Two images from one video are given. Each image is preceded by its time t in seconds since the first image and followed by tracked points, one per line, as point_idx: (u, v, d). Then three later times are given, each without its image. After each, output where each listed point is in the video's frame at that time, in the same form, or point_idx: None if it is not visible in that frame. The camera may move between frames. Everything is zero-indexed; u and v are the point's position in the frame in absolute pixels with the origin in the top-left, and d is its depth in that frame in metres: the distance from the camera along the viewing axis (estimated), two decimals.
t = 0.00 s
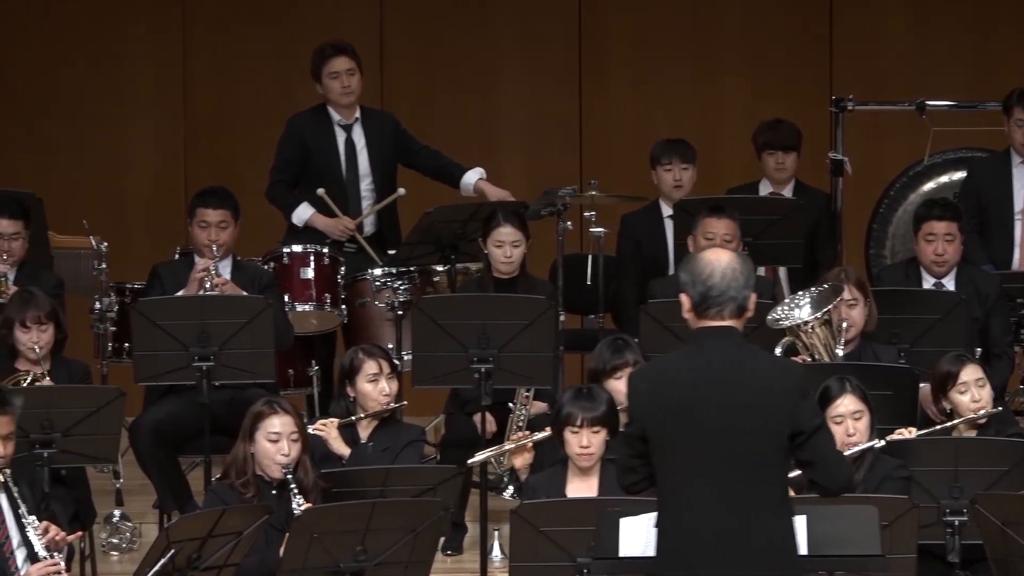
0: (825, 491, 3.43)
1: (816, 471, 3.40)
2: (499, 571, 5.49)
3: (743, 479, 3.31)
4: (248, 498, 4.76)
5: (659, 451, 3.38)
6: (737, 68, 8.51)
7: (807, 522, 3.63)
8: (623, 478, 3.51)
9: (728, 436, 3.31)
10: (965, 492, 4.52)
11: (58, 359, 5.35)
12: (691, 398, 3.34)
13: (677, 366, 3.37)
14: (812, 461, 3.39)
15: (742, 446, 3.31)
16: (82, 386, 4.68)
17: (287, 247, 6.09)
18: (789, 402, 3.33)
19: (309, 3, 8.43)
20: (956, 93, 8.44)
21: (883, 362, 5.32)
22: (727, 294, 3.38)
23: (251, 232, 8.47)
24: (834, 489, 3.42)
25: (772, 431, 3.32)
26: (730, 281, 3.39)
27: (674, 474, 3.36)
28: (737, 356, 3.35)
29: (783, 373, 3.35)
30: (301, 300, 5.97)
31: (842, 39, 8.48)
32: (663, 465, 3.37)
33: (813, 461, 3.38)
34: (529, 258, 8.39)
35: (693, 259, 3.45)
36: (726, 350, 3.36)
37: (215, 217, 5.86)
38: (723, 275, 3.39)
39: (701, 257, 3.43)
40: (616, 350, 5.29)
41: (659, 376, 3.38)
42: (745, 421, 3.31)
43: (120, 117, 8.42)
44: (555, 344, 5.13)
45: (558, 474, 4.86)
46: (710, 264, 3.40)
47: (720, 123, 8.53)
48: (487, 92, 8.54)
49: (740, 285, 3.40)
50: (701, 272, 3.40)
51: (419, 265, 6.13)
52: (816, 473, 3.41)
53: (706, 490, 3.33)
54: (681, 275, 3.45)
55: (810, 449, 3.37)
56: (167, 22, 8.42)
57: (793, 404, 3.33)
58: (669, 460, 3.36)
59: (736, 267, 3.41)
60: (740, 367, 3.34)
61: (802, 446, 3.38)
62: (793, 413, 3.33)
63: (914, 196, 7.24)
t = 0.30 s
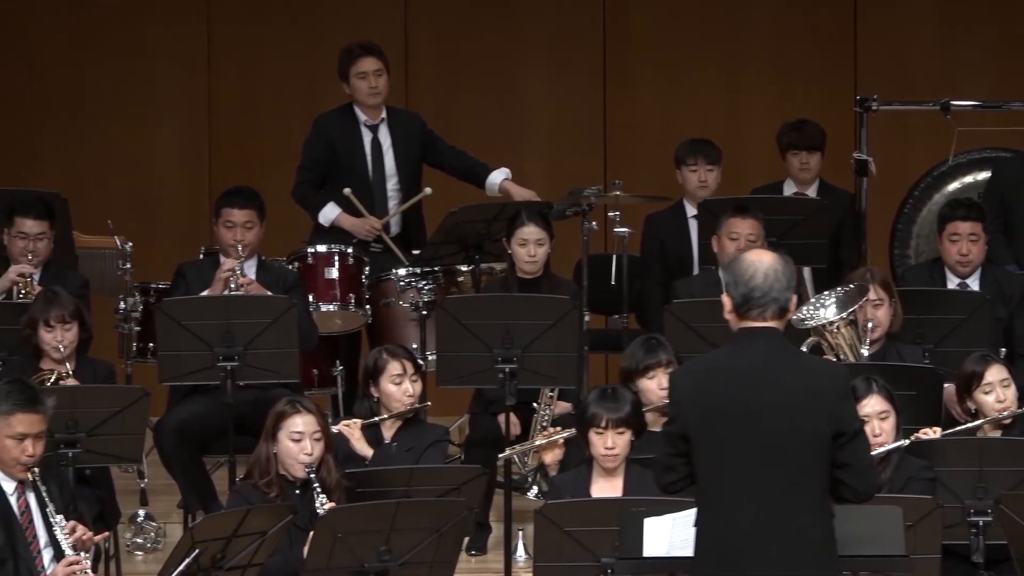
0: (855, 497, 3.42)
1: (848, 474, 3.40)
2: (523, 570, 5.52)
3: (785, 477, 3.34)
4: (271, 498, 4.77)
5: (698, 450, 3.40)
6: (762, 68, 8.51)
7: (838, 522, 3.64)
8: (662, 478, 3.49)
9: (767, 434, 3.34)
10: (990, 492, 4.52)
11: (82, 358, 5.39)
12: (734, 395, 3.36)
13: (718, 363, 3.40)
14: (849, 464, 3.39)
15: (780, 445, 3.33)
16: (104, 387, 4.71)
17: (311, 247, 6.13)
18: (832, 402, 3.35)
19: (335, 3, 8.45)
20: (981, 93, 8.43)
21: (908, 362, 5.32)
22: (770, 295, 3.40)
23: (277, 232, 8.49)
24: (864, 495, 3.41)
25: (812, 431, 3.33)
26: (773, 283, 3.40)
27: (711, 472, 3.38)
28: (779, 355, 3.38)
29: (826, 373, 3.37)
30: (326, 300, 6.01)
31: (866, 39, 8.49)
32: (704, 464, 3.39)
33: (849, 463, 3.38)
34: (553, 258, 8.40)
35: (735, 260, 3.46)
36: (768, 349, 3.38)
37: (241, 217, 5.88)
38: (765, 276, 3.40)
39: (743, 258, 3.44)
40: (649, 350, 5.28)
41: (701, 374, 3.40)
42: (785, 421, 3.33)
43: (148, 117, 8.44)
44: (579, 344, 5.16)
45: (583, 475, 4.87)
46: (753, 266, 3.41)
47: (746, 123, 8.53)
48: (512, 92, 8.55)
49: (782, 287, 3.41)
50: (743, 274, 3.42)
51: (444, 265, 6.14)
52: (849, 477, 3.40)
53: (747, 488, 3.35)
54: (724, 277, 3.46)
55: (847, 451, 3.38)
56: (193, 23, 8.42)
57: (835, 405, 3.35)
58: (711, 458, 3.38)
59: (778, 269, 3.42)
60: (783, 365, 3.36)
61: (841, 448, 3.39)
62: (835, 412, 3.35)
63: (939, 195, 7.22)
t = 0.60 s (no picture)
0: (892, 498, 3.37)
1: (883, 475, 3.36)
2: (543, 570, 5.51)
3: (816, 478, 3.33)
4: (290, 498, 4.78)
5: (729, 450, 3.39)
6: (782, 67, 8.50)
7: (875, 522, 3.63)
8: (690, 477, 3.49)
9: (797, 434, 3.33)
10: (1011, 492, 4.50)
11: (103, 357, 5.41)
12: (765, 395, 3.35)
13: (749, 363, 3.39)
14: (883, 464, 3.35)
15: (810, 446, 3.33)
16: (123, 386, 4.71)
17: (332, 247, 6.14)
18: (863, 402, 3.33)
19: (355, 3, 8.45)
20: (1003, 92, 8.40)
21: (929, 362, 5.30)
22: (803, 296, 3.37)
23: (299, 232, 8.50)
24: (900, 496, 3.36)
25: (843, 432, 3.32)
26: (806, 285, 3.37)
27: (742, 472, 3.38)
28: (811, 355, 3.36)
29: (858, 373, 3.35)
30: (347, 300, 6.03)
31: (887, 38, 8.47)
32: (735, 464, 3.39)
33: (883, 462, 3.35)
34: (573, 258, 8.40)
35: (768, 260, 3.43)
36: (800, 350, 3.37)
37: (263, 217, 5.87)
38: (798, 278, 3.37)
39: (776, 258, 3.41)
40: (682, 348, 5.27)
41: (731, 373, 3.40)
42: (816, 421, 3.32)
43: (169, 117, 8.44)
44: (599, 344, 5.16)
45: (603, 475, 4.86)
46: (786, 267, 3.38)
47: (767, 122, 8.52)
48: (533, 91, 8.54)
49: (815, 289, 3.38)
50: (776, 275, 3.38)
51: (464, 264, 6.17)
52: (884, 476, 3.36)
53: (778, 489, 3.35)
54: (756, 276, 3.43)
55: (880, 452, 3.36)
56: (213, 23, 8.43)
57: (867, 405, 3.33)
58: (741, 458, 3.38)
59: (811, 270, 3.38)
60: (814, 365, 3.35)
61: (874, 448, 3.36)
62: (867, 413, 3.33)
63: (959, 195, 7.17)
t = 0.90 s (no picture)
0: (916, 501, 3.35)
1: (909, 477, 3.34)
2: (563, 570, 5.52)
3: (841, 479, 3.32)
4: (309, 498, 4.76)
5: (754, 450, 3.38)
6: (803, 66, 8.48)
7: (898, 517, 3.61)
8: (716, 476, 3.48)
9: (823, 434, 3.32)
10: None
11: (123, 357, 5.42)
12: (791, 396, 3.34)
13: (775, 363, 3.38)
14: (908, 467, 3.33)
15: (836, 446, 3.31)
16: (143, 386, 4.72)
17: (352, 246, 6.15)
18: (890, 405, 3.31)
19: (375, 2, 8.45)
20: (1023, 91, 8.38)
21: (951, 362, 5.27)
22: (832, 297, 3.36)
23: (319, 232, 8.51)
24: (925, 499, 3.34)
25: (868, 434, 3.30)
26: (835, 286, 3.36)
27: (767, 472, 3.37)
28: (838, 357, 3.35)
29: (885, 376, 3.34)
30: (367, 300, 6.01)
31: (907, 37, 8.45)
32: (760, 464, 3.38)
33: (909, 465, 3.32)
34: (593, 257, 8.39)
35: (798, 260, 3.41)
36: (826, 351, 3.36)
37: (284, 216, 5.87)
38: (827, 278, 3.36)
39: (806, 258, 3.39)
40: (714, 348, 5.18)
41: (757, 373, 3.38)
42: (842, 422, 3.31)
43: (189, 117, 8.45)
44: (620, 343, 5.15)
45: (623, 474, 4.85)
46: (816, 267, 3.37)
47: (788, 121, 8.50)
48: (553, 91, 8.52)
49: (844, 290, 3.36)
50: (806, 275, 3.37)
51: (485, 263, 6.14)
52: (909, 480, 3.33)
53: (803, 489, 3.34)
54: (786, 276, 3.42)
55: (906, 454, 3.33)
56: (234, 23, 8.44)
57: (893, 408, 3.32)
58: (765, 458, 3.37)
59: (841, 270, 3.37)
60: (841, 366, 3.34)
61: (900, 451, 3.34)
62: (893, 416, 3.31)
63: (980, 194, 7.12)
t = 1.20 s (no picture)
0: (937, 506, 3.32)
1: (931, 482, 3.31)
2: (583, 570, 5.51)
3: (864, 481, 3.30)
4: (326, 497, 4.78)
5: (778, 449, 3.37)
6: (823, 66, 8.47)
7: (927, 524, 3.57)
8: (739, 476, 3.50)
9: (846, 435, 3.30)
10: None
11: (144, 356, 5.42)
12: (816, 396, 3.33)
13: (801, 363, 3.37)
14: (931, 471, 3.31)
15: (860, 447, 3.30)
16: (164, 384, 4.73)
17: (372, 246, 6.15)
18: (915, 408, 3.29)
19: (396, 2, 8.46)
20: None
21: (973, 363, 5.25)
22: (859, 298, 3.34)
23: (339, 232, 8.52)
24: (947, 505, 3.31)
25: (892, 436, 3.29)
26: (863, 287, 3.34)
27: (790, 473, 3.36)
28: (863, 358, 3.34)
29: (910, 379, 3.32)
30: (387, 299, 6.02)
31: (929, 36, 8.44)
32: (783, 463, 3.37)
33: (931, 469, 3.30)
34: (614, 256, 8.38)
35: (826, 260, 3.40)
36: (851, 352, 3.34)
37: (305, 216, 5.88)
38: (856, 279, 3.34)
39: (835, 259, 3.38)
40: (742, 348, 5.15)
41: (782, 373, 3.38)
42: (866, 423, 3.30)
43: (211, 117, 8.46)
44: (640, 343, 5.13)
45: (643, 475, 4.84)
46: (844, 267, 3.36)
47: (808, 121, 8.49)
48: (573, 90, 8.51)
49: (872, 291, 3.35)
50: (833, 276, 3.36)
51: (504, 263, 6.14)
52: (931, 484, 3.31)
53: (826, 490, 3.33)
54: (813, 277, 3.41)
55: (928, 458, 3.31)
56: (255, 24, 8.44)
57: (918, 411, 3.29)
58: (789, 459, 3.36)
59: (869, 272, 3.36)
60: (866, 368, 3.32)
61: (922, 455, 3.32)
62: (917, 419, 3.29)
63: (1001, 193, 7.08)
